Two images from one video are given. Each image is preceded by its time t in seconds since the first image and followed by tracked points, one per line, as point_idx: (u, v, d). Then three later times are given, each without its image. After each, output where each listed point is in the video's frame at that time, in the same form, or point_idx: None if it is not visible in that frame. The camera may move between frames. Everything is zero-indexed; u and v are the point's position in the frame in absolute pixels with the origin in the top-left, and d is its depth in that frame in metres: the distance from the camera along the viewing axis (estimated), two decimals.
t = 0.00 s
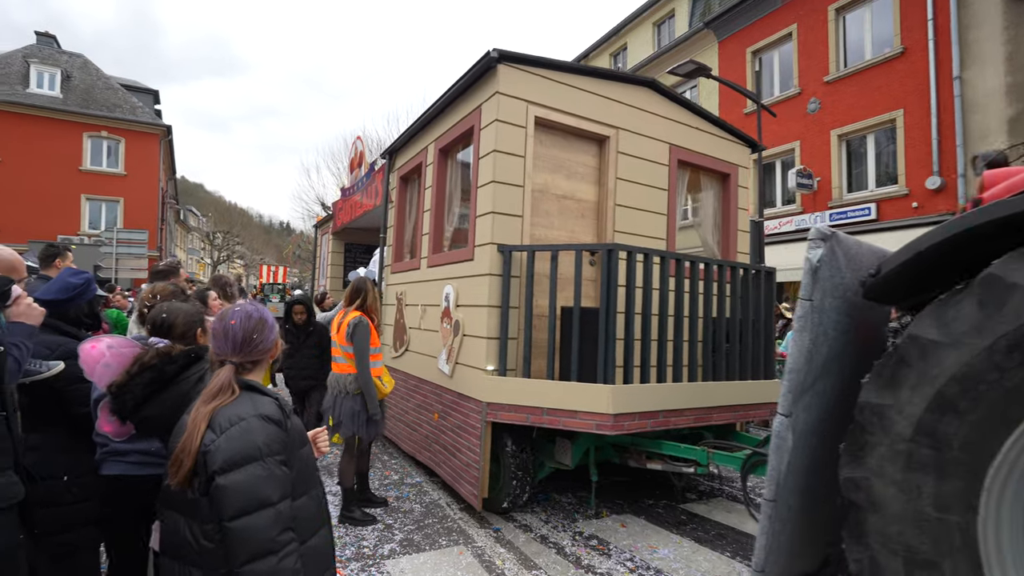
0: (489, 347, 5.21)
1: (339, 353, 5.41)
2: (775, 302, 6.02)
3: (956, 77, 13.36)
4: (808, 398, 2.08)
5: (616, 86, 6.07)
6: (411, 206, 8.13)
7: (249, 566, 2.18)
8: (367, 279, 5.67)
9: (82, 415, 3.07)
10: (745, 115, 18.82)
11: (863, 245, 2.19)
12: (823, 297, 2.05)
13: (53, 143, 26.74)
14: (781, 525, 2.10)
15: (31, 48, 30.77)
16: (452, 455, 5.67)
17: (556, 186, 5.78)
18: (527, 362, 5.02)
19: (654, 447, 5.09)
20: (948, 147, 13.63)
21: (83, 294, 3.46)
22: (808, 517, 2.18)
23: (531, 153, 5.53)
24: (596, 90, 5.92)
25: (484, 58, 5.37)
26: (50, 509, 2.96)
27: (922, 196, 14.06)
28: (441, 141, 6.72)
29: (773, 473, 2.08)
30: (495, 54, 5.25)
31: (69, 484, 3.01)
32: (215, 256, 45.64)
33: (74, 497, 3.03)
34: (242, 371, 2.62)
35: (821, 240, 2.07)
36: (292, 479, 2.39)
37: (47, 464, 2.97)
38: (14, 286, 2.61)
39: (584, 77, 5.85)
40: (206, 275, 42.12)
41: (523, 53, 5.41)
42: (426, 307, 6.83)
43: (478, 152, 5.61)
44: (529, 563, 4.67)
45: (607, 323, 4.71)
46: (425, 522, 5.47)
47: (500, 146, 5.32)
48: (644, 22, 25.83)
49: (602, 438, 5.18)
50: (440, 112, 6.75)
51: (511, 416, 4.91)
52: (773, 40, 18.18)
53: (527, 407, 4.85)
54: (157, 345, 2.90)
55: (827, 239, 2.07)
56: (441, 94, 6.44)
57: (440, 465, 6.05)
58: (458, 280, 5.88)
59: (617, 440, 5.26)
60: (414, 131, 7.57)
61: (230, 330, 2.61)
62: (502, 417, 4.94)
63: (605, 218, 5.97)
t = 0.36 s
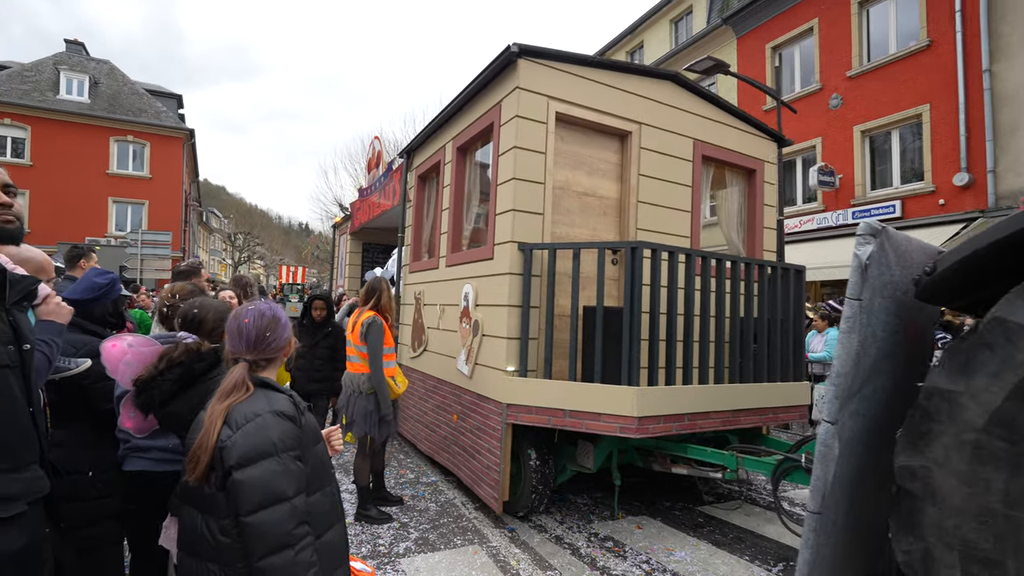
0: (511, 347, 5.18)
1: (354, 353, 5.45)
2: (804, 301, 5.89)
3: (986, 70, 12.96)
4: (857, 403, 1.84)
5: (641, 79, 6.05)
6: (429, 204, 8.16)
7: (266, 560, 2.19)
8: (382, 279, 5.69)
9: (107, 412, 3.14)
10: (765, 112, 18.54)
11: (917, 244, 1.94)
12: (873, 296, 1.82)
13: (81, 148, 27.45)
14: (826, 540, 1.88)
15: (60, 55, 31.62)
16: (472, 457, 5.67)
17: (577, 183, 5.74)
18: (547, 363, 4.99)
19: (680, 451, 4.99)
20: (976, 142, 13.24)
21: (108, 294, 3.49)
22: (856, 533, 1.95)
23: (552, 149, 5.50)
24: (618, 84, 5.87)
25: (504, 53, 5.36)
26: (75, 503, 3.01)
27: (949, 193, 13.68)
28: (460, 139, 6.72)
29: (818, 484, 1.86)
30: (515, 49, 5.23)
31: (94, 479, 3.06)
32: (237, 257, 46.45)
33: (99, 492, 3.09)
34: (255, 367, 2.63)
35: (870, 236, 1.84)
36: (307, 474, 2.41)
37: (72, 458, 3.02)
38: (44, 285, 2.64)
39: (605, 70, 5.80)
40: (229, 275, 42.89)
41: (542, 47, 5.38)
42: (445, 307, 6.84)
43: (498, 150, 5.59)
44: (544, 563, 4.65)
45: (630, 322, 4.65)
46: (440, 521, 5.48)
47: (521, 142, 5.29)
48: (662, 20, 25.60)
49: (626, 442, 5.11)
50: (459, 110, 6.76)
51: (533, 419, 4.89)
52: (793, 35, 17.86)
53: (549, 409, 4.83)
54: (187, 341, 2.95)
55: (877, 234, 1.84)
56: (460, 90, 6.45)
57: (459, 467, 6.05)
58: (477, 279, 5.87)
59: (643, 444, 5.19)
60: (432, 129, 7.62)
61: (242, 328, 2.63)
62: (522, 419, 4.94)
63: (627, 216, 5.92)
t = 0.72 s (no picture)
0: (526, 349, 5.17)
1: (362, 353, 5.52)
2: (826, 300, 5.83)
3: (1004, 65, 12.73)
4: (900, 413, 1.59)
5: (656, 74, 6.02)
6: (441, 204, 8.19)
7: (271, 556, 2.21)
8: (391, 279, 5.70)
9: (121, 410, 3.18)
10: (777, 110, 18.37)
11: (966, 243, 1.67)
12: (916, 296, 1.58)
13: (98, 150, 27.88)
14: (867, 558, 1.61)
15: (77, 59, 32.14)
16: (485, 458, 5.68)
17: (591, 181, 5.73)
18: (563, 364, 4.95)
19: (698, 455, 4.91)
20: (994, 139, 12.99)
21: (123, 290, 3.52)
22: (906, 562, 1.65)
23: (566, 147, 5.48)
24: (634, 80, 5.85)
25: (518, 48, 5.34)
26: (90, 499, 3.07)
27: (966, 191, 13.48)
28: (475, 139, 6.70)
29: (854, 493, 1.62)
30: (529, 43, 5.23)
31: (109, 476, 3.12)
32: (250, 257, 46.93)
33: (113, 489, 3.15)
34: (266, 366, 2.65)
35: (911, 232, 1.60)
36: (313, 473, 2.43)
37: (87, 455, 3.07)
38: (60, 286, 2.68)
39: (617, 66, 5.78)
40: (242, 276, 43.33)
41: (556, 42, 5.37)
42: (457, 307, 6.86)
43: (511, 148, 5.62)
44: (552, 563, 4.64)
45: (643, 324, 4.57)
46: (448, 521, 5.50)
47: (535, 139, 5.29)
48: (672, 18, 25.48)
49: (642, 445, 5.06)
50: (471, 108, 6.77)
51: (548, 421, 4.89)
52: (806, 32, 17.67)
53: (565, 411, 4.83)
54: (214, 339, 2.94)
55: (918, 231, 1.61)
56: (473, 88, 6.47)
57: (471, 469, 6.05)
58: (490, 279, 5.87)
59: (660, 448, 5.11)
60: (444, 128, 7.65)
61: (253, 328, 2.65)
62: (536, 421, 4.96)
63: (643, 214, 5.90)
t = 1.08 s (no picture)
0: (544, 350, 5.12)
1: (371, 353, 5.51)
2: (849, 299, 5.79)
3: (1020, 62, 12.54)
4: (947, 415, 1.62)
5: (674, 68, 5.99)
6: (452, 203, 8.22)
7: (285, 554, 2.23)
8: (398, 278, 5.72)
9: (135, 409, 3.22)
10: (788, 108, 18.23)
11: (1019, 240, 1.72)
12: (969, 295, 1.61)
13: (110, 152, 28.21)
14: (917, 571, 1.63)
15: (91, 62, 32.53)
16: (499, 461, 5.67)
17: (608, 178, 5.72)
18: (580, 365, 4.94)
19: (721, 460, 4.90)
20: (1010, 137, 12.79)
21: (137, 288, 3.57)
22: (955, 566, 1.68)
23: (583, 142, 5.46)
24: (650, 73, 5.83)
25: (534, 42, 5.31)
26: (105, 497, 3.12)
27: (981, 189, 13.31)
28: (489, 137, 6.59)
29: (903, 504, 1.65)
30: (545, 37, 5.20)
31: (123, 475, 3.16)
32: (261, 257, 47.26)
33: (127, 487, 3.20)
34: (283, 366, 2.67)
35: (966, 227, 1.62)
36: (327, 473, 2.45)
37: (101, 454, 3.11)
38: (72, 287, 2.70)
39: (634, 59, 5.74)
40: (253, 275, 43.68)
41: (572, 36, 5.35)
42: (470, 307, 6.87)
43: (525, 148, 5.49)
44: (561, 564, 4.64)
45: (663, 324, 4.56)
46: (457, 520, 5.51)
47: (551, 135, 5.27)
48: (680, 17, 25.36)
49: (660, 450, 5.05)
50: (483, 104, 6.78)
51: (565, 424, 4.87)
52: (816, 30, 17.51)
53: (583, 414, 4.80)
54: (237, 338, 2.94)
55: (973, 224, 1.63)
56: (486, 85, 6.48)
57: (485, 472, 6.05)
58: (505, 278, 5.87)
59: (679, 452, 5.12)
60: (456, 126, 7.69)
61: (269, 327, 2.67)
62: (551, 424, 4.95)
63: (661, 211, 5.88)
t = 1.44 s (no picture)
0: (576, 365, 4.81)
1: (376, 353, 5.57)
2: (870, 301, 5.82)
3: None
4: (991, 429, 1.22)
5: (686, 64, 6.00)
6: (461, 202, 8.25)
7: (297, 551, 2.28)
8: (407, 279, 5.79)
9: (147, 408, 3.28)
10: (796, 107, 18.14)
11: None
12: (1018, 295, 1.22)
13: (120, 153, 28.46)
14: None
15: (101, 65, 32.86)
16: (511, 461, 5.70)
17: (622, 176, 5.74)
18: (593, 367, 4.99)
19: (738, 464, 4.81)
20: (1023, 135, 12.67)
21: (149, 288, 3.64)
22: None
23: (596, 140, 5.46)
24: (664, 69, 5.84)
25: (547, 37, 5.32)
26: (118, 494, 3.19)
27: (991, 189, 13.21)
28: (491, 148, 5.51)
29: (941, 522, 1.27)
30: (558, 32, 5.21)
31: (135, 472, 3.23)
32: (269, 258, 47.53)
33: (139, 485, 3.26)
34: (293, 366, 2.72)
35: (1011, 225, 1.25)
36: (339, 471, 2.50)
37: (114, 452, 3.17)
38: (87, 290, 2.80)
39: (647, 55, 5.74)
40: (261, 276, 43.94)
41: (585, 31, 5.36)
42: (480, 307, 6.90)
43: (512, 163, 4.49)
44: (566, 564, 4.67)
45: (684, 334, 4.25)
46: (463, 520, 5.54)
47: (564, 132, 5.27)
48: (687, 15, 25.25)
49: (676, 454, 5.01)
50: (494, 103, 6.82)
51: (579, 427, 4.89)
52: (824, 28, 17.40)
53: (597, 417, 4.81)
54: (243, 338, 2.99)
55: (1022, 221, 1.26)
56: (496, 83, 6.51)
57: (495, 475, 6.06)
58: (516, 278, 5.90)
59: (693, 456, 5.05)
60: (466, 124, 7.73)
61: (283, 326, 2.72)
62: (565, 427, 4.96)
63: (674, 209, 5.89)
